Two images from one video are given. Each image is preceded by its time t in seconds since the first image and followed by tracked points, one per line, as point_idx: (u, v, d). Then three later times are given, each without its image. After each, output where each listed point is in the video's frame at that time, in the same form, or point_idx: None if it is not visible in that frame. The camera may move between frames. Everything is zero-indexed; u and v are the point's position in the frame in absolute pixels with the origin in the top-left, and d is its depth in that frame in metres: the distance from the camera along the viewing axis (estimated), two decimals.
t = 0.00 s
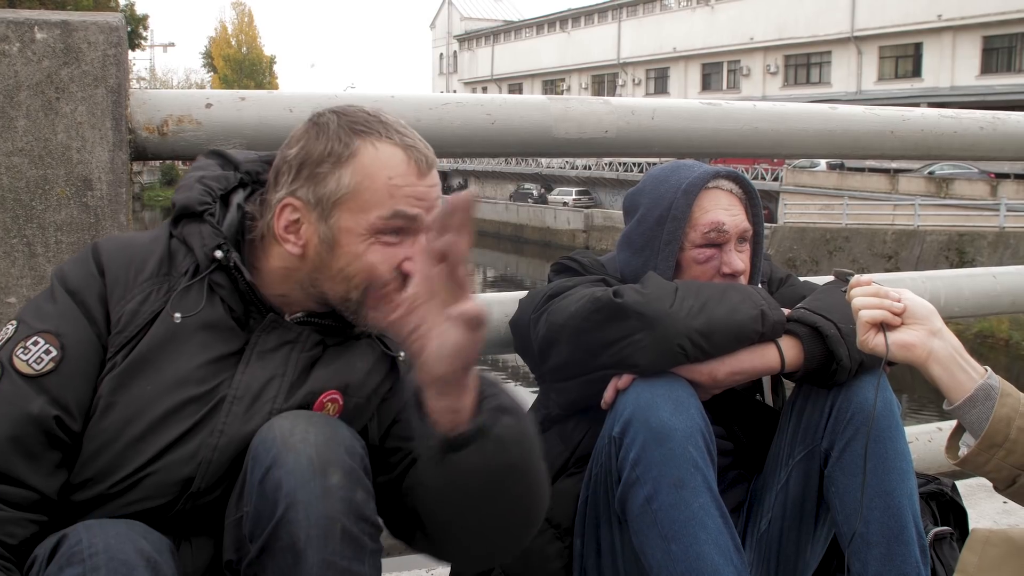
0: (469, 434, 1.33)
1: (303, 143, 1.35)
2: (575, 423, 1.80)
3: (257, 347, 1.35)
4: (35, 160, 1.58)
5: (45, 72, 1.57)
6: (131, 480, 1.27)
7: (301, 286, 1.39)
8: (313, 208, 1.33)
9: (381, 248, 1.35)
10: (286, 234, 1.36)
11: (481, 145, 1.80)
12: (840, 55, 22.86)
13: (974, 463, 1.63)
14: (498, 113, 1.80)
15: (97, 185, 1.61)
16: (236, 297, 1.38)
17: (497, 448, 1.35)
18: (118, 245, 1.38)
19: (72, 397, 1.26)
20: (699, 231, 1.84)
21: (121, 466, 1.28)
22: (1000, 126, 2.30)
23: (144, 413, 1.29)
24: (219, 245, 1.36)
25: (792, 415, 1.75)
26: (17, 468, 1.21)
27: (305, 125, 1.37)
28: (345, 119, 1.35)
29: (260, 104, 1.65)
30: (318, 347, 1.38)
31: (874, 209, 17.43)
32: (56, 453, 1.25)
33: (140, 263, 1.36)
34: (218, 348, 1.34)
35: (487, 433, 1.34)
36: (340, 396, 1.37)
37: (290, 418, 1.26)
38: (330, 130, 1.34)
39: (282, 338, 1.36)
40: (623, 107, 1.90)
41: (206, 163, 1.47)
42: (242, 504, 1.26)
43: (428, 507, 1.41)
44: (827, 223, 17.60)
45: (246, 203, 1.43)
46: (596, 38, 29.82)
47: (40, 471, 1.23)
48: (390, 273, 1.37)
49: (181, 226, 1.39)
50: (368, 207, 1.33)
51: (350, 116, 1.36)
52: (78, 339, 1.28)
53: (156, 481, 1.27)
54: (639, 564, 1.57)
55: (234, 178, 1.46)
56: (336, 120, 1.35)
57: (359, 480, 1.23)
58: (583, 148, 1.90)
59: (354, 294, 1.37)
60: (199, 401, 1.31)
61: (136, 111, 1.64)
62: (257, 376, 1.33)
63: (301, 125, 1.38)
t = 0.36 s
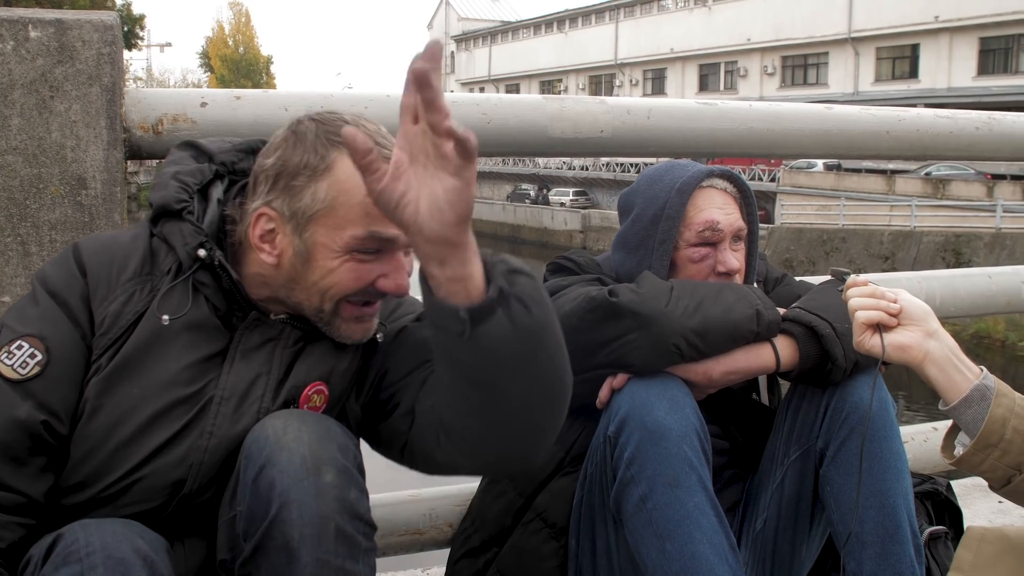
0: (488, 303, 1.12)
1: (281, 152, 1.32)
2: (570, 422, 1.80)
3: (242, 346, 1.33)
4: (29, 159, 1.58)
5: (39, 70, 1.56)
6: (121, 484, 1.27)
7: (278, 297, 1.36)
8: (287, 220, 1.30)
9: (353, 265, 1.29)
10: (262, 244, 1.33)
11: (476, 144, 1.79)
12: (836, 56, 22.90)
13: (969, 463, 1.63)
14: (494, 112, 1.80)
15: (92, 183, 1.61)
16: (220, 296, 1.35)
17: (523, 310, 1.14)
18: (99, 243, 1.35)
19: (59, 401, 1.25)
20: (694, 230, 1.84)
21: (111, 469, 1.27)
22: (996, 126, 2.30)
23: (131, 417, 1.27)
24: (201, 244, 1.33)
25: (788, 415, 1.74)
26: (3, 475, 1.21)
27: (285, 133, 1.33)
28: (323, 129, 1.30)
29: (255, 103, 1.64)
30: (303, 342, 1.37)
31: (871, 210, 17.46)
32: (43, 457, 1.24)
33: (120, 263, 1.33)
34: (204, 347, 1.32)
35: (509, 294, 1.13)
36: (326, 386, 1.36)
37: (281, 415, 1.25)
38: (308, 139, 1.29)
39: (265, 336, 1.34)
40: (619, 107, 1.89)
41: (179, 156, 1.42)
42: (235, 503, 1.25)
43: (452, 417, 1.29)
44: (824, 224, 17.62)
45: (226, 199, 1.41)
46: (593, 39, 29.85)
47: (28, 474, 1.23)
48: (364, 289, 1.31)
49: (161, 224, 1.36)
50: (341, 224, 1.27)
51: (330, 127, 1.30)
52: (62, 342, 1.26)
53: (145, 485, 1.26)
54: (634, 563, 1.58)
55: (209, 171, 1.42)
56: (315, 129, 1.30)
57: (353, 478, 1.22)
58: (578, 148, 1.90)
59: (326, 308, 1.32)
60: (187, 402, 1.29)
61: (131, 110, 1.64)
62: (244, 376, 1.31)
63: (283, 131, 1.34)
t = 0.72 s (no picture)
0: (448, 484, 1.24)
1: (248, 118, 1.31)
2: (566, 423, 1.79)
3: (222, 349, 1.33)
4: (24, 159, 1.58)
5: (33, 71, 1.56)
6: (100, 489, 1.26)
7: (252, 267, 1.35)
8: (257, 182, 1.29)
9: (328, 222, 1.29)
10: (232, 210, 1.32)
11: (472, 145, 1.79)
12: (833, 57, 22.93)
13: (965, 464, 1.63)
14: (490, 113, 1.79)
15: (87, 184, 1.60)
16: (193, 298, 1.35)
17: (480, 495, 1.25)
18: (73, 248, 1.35)
19: (35, 405, 1.24)
20: (689, 231, 1.84)
21: (90, 472, 1.26)
22: (992, 127, 2.30)
23: (107, 421, 1.26)
24: (172, 247, 1.33)
25: (784, 416, 1.74)
26: None
27: (250, 100, 1.32)
28: (289, 92, 1.30)
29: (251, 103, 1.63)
30: (287, 344, 1.37)
31: (868, 210, 17.48)
32: (22, 462, 1.23)
33: (93, 267, 1.33)
34: (180, 350, 1.31)
35: (468, 481, 1.24)
36: (314, 398, 1.35)
37: (262, 419, 1.25)
38: (274, 103, 1.29)
39: (247, 339, 1.35)
40: (615, 108, 1.89)
41: (159, 160, 1.43)
42: (217, 507, 1.25)
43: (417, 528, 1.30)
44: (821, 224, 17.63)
45: (199, 200, 1.38)
46: (590, 40, 29.85)
47: (6, 480, 1.22)
48: (339, 248, 1.31)
49: (134, 228, 1.36)
50: (315, 181, 1.27)
51: (295, 90, 1.30)
52: (37, 346, 1.25)
53: (125, 491, 1.26)
54: (629, 564, 1.57)
55: (187, 174, 1.41)
56: (281, 93, 1.30)
57: (334, 481, 1.22)
58: (575, 149, 1.89)
59: (301, 270, 1.32)
60: (164, 405, 1.29)
61: (126, 111, 1.63)
62: (223, 380, 1.31)
63: (247, 100, 1.33)
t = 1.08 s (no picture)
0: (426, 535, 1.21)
1: (233, 113, 1.32)
2: (564, 426, 1.79)
3: (209, 349, 1.32)
4: (21, 162, 1.57)
5: (31, 74, 1.56)
6: (89, 490, 1.26)
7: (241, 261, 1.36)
8: (245, 176, 1.30)
9: (317, 216, 1.32)
10: (219, 205, 1.33)
11: (470, 148, 1.79)
12: (831, 60, 22.96)
13: (961, 468, 1.65)
14: (488, 116, 1.79)
15: (84, 187, 1.60)
16: (178, 298, 1.34)
17: (450, 553, 1.22)
18: (56, 252, 1.34)
19: (21, 407, 1.24)
20: (686, 234, 1.84)
21: (79, 473, 1.26)
22: (990, 129, 2.30)
23: (94, 421, 1.26)
24: (155, 248, 1.33)
25: (782, 418, 1.74)
26: None
27: (234, 95, 1.33)
28: (274, 87, 1.31)
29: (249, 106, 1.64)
30: (274, 344, 1.37)
31: (866, 212, 17.48)
32: (9, 464, 1.23)
33: (76, 269, 1.33)
34: (166, 349, 1.31)
35: (444, 536, 1.21)
36: (304, 398, 1.35)
37: (253, 423, 1.25)
38: (260, 99, 1.30)
39: (234, 338, 1.34)
40: (613, 111, 1.90)
41: (144, 164, 1.44)
42: (209, 511, 1.25)
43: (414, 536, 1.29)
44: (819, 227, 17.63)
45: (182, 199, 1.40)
46: (588, 42, 29.87)
47: None
48: (328, 240, 1.33)
49: (117, 229, 1.36)
50: (302, 175, 1.29)
51: (279, 83, 1.31)
52: (21, 349, 1.25)
53: (115, 492, 1.26)
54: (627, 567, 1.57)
55: (170, 177, 1.43)
56: (266, 89, 1.31)
57: (325, 484, 1.22)
58: (573, 152, 1.89)
59: (291, 263, 1.34)
60: (151, 405, 1.28)
61: (124, 114, 1.63)
62: (211, 380, 1.31)
63: (232, 95, 1.34)
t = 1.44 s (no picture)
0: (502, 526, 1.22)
1: (257, 135, 1.28)
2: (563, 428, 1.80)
3: (217, 355, 1.32)
4: (20, 164, 1.57)
5: (30, 75, 1.56)
6: (97, 493, 1.26)
7: (252, 281, 1.34)
8: (264, 203, 1.28)
9: (332, 249, 1.29)
10: (236, 228, 1.30)
11: (469, 149, 1.79)
12: (830, 61, 22.97)
13: (958, 468, 1.63)
14: (486, 117, 1.79)
15: (83, 189, 1.60)
16: (189, 304, 1.34)
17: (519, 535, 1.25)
18: (67, 255, 1.34)
19: (27, 412, 1.24)
20: (684, 234, 1.84)
21: (86, 477, 1.26)
22: (989, 130, 2.30)
23: (102, 425, 1.26)
24: (167, 253, 1.32)
25: (780, 419, 1.74)
26: None
27: (260, 115, 1.30)
28: (298, 111, 1.28)
29: (246, 107, 1.65)
30: (282, 351, 1.36)
31: (865, 213, 17.48)
32: (15, 468, 1.23)
33: (87, 272, 1.32)
34: (175, 354, 1.31)
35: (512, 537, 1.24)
36: (309, 400, 1.35)
37: (257, 424, 1.24)
38: (284, 122, 1.27)
39: (242, 344, 1.34)
40: (611, 112, 1.90)
41: (156, 166, 1.42)
42: (213, 513, 1.25)
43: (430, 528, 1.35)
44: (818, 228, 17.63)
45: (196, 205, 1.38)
46: (587, 43, 29.88)
47: None
48: (341, 274, 1.32)
49: (129, 233, 1.35)
50: (321, 206, 1.27)
51: (307, 112, 1.28)
52: (29, 353, 1.25)
53: (122, 494, 1.26)
54: (626, 568, 1.57)
55: (184, 181, 1.41)
56: (290, 111, 1.28)
57: (329, 484, 1.22)
58: (571, 153, 1.89)
59: (305, 291, 1.32)
60: (159, 410, 1.29)
61: (123, 115, 1.64)
62: (218, 385, 1.31)
63: (254, 115, 1.31)
